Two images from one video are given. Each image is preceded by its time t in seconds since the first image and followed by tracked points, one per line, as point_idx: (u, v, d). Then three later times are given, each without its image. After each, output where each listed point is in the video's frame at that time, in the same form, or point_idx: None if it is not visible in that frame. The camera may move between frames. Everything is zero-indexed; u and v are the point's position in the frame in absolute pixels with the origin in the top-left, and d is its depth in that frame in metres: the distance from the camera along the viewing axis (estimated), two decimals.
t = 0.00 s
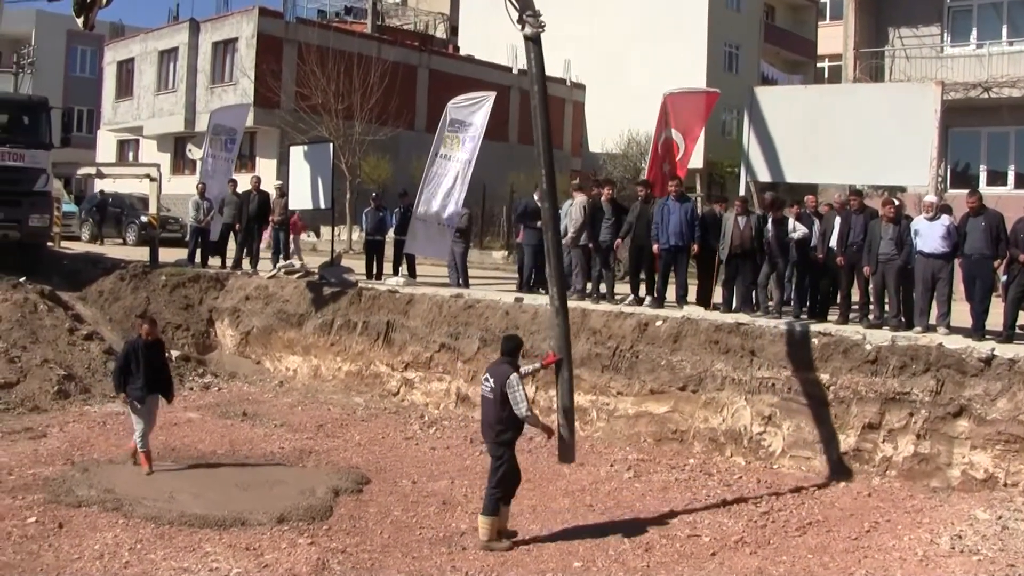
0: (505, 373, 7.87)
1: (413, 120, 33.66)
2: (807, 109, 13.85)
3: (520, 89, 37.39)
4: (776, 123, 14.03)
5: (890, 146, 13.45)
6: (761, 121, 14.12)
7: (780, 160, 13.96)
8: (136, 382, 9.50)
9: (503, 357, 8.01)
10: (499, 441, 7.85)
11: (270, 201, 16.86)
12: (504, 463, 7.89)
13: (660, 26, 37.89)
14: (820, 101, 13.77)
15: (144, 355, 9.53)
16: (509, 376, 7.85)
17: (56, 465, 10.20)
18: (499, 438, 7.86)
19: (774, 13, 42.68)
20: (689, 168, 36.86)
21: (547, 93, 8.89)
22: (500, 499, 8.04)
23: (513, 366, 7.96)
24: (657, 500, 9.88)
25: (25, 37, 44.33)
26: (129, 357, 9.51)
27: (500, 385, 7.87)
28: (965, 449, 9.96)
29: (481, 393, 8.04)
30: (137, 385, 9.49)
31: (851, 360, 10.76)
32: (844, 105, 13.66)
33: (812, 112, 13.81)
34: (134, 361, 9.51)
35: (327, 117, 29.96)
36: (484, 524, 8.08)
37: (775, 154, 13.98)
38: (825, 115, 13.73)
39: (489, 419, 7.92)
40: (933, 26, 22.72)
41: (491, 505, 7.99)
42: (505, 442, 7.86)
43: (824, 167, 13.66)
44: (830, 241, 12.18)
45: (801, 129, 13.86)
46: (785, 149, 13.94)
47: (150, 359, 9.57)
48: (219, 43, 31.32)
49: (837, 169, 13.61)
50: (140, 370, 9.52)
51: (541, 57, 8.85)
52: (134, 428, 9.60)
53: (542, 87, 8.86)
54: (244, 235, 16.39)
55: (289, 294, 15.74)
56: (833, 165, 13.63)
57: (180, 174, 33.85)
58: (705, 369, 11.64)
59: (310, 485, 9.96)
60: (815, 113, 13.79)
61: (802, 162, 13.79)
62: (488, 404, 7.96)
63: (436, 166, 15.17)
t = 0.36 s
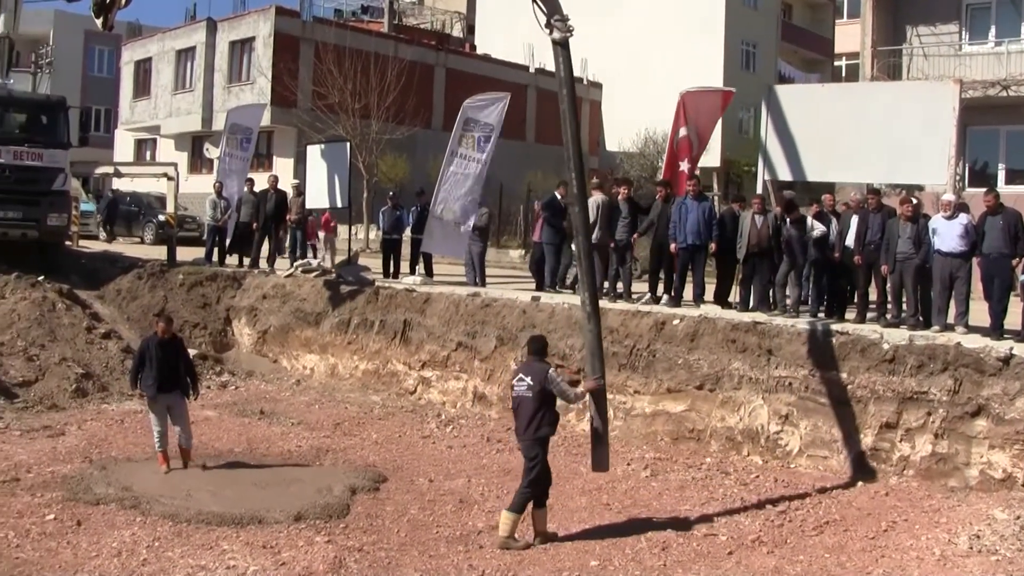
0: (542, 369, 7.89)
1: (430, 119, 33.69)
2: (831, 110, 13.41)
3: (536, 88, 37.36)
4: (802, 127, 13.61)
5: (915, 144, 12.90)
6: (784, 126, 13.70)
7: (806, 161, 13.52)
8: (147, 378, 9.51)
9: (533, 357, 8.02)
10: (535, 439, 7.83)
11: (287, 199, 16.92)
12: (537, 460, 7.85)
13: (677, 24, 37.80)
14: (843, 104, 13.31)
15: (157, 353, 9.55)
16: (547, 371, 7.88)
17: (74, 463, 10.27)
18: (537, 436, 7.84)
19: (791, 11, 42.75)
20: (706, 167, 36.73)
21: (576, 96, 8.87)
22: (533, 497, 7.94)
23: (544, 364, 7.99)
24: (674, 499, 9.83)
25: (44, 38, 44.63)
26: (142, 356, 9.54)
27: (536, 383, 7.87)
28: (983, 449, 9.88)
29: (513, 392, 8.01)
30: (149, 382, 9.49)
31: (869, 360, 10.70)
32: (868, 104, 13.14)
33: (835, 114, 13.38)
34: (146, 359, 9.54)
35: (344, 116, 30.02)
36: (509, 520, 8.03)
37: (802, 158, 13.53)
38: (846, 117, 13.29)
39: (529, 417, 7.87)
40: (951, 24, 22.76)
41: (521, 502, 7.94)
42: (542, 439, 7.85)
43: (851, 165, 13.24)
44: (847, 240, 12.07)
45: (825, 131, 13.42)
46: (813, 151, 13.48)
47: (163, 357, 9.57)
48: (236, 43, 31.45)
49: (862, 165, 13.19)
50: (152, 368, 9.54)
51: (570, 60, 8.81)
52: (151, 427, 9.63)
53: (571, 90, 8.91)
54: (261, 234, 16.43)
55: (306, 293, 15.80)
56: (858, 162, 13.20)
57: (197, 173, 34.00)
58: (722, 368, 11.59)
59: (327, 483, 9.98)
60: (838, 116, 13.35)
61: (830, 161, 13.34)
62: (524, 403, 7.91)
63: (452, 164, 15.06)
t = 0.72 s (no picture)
0: (574, 365, 7.95)
1: (442, 118, 33.71)
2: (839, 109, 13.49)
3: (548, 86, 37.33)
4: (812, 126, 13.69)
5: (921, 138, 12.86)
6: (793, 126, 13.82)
7: (817, 160, 13.60)
8: (158, 382, 9.33)
9: (555, 352, 8.06)
10: (573, 434, 7.86)
11: (299, 200, 16.95)
12: (572, 453, 7.86)
13: (688, 22, 37.72)
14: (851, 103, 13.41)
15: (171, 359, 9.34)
16: (580, 367, 7.95)
17: (88, 462, 10.31)
18: (573, 431, 7.86)
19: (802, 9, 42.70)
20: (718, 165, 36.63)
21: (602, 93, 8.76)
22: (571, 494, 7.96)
23: (570, 359, 8.05)
24: (686, 498, 9.80)
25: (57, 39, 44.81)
26: (157, 358, 9.40)
27: (571, 377, 7.89)
28: (996, 447, 9.81)
29: (541, 387, 7.93)
30: (159, 387, 9.33)
31: (882, 358, 10.65)
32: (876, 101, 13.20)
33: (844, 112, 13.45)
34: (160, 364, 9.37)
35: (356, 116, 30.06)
36: (556, 510, 7.95)
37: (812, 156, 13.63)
38: (855, 114, 13.34)
39: (565, 411, 7.84)
40: (964, 21, 22.73)
41: (568, 492, 7.85)
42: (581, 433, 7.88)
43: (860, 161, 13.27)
44: (860, 238, 11.99)
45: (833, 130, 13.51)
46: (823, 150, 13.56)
47: (175, 363, 9.36)
48: (248, 43, 31.53)
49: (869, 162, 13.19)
50: (163, 373, 9.34)
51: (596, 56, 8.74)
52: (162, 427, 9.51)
53: (598, 87, 8.86)
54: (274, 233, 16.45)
55: (319, 293, 15.83)
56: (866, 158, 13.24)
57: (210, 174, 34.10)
58: (735, 366, 11.55)
59: (339, 483, 9.98)
60: (846, 114, 13.43)
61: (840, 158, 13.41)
62: (558, 397, 7.86)
63: (463, 163, 15.06)
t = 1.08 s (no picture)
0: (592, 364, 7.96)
1: (456, 116, 33.74)
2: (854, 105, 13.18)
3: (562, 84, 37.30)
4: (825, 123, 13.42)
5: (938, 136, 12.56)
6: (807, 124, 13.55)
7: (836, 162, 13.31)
8: (179, 380, 9.17)
9: (572, 350, 8.06)
10: (589, 430, 7.82)
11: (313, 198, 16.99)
12: (591, 452, 7.86)
13: (703, 20, 37.63)
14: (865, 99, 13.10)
15: (195, 362, 9.17)
16: (598, 365, 7.96)
17: (103, 459, 10.36)
18: (592, 429, 7.84)
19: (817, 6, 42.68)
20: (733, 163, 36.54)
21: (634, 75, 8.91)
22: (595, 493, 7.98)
23: (585, 357, 8.04)
24: (700, 496, 9.80)
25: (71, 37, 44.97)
26: (179, 356, 9.19)
27: (593, 375, 7.90)
28: (1011, 447, 9.76)
29: (562, 385, 7.90)
30: (179, 386, 9.17)
31: (897, 357, 10.59)
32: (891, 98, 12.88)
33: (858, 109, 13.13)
34: (182, 362, 9.17)
35: (370, 114, 30.11)
36: (584, 514, 8.03)
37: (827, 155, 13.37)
38: (869, 111, 13.05)
39: (585, 410, 7.84)
40: (980, 19, 22.76)
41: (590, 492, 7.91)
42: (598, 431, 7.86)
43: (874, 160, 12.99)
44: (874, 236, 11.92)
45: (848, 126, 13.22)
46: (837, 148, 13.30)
47: (198, 364, 9.17)
48: (262, 41, 31.61)
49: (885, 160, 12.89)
50: (185, 372, 9.16)
51: (629, 41, 8.82)
52: (170, 426, 9.31)
53: (631, 71, 8.90)
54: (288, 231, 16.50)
55: (332, 291, 15.86)
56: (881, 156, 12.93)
57: (224, 172, 34.21)
58: (749, 365, 11.51)
59: (353, 480, 10.01)
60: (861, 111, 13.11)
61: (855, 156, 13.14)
62: (578, 396, 7.85)
63: (477, 160, 14.98)
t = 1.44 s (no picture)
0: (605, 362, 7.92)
1: (467, 114, 33.72)
2: (864, 104, 12.98)
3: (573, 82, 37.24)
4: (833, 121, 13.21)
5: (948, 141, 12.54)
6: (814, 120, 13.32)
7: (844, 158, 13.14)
8: (195, 377, 9.09)
9: (584, 349, 8.00)
10: (606, 430, 7.85)
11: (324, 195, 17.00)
12: (604, 450, 7.85)
13: (714, 18, 37.51)
14: (875, 98, 12.92)
15: (214, 359, 9.09)
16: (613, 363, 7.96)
17: (113, 456, 10.40)
18: (605, 428, 7.83)
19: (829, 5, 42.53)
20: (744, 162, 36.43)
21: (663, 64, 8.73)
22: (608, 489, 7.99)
23: (597, 355, 8.00)
24: (710, 494, 9.77)
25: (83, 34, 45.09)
26: (196, 351, 9.13)
27: (604, 374, 7.87)
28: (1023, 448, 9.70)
29: (573, 385, 7.89)
30: (195, 382, 9.07)
31: (908, 356, 10.55)
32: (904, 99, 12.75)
33: (869, 108, 12.97)
34: (200, 359, 9.10)
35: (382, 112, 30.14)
36: (595, 510, 8.03)
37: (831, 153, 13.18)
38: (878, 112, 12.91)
39: (596, 410, 7.82)
40: (992, 17, 22.70)
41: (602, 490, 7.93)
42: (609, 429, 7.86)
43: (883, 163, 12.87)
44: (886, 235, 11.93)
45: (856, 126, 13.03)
46: (841, 148, 13.14)
47: (217, 361, 9.13)
48: (274, 39, 31.67)
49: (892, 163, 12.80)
50: (202, 368, 9.09)
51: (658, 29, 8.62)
52: (175, 423, 9.12)
53: (660, 60, 8.76)
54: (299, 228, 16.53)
55: (343, 288, 15.88)
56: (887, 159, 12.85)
57: (235, 169, 34.28)
58: (759, 364, 11.48)
59: (362, 478, 10.02)
60: (871, 111, 12.96)
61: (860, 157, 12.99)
62: (590, 396, 7.83)
63: (488, 159, 15.00)
